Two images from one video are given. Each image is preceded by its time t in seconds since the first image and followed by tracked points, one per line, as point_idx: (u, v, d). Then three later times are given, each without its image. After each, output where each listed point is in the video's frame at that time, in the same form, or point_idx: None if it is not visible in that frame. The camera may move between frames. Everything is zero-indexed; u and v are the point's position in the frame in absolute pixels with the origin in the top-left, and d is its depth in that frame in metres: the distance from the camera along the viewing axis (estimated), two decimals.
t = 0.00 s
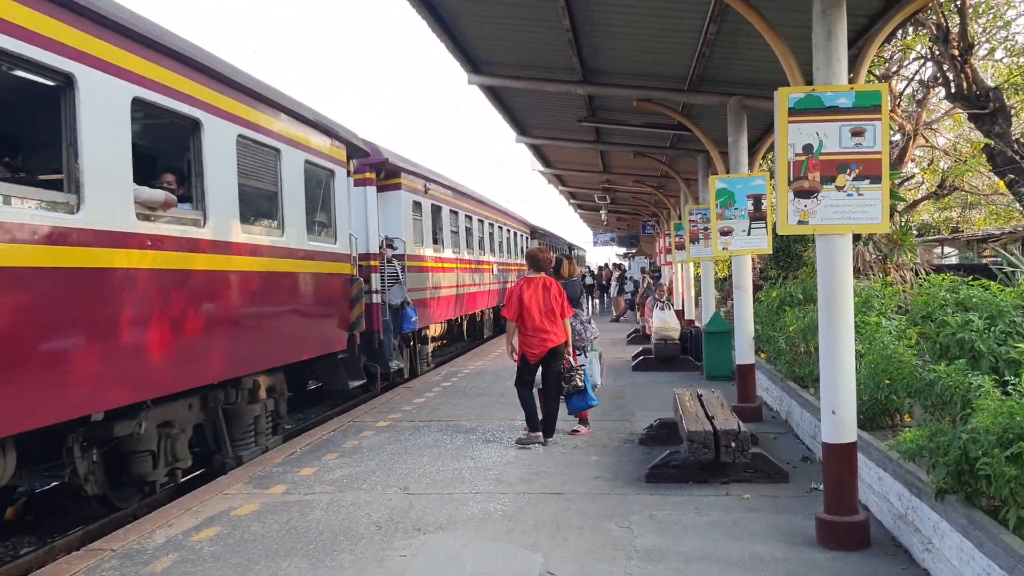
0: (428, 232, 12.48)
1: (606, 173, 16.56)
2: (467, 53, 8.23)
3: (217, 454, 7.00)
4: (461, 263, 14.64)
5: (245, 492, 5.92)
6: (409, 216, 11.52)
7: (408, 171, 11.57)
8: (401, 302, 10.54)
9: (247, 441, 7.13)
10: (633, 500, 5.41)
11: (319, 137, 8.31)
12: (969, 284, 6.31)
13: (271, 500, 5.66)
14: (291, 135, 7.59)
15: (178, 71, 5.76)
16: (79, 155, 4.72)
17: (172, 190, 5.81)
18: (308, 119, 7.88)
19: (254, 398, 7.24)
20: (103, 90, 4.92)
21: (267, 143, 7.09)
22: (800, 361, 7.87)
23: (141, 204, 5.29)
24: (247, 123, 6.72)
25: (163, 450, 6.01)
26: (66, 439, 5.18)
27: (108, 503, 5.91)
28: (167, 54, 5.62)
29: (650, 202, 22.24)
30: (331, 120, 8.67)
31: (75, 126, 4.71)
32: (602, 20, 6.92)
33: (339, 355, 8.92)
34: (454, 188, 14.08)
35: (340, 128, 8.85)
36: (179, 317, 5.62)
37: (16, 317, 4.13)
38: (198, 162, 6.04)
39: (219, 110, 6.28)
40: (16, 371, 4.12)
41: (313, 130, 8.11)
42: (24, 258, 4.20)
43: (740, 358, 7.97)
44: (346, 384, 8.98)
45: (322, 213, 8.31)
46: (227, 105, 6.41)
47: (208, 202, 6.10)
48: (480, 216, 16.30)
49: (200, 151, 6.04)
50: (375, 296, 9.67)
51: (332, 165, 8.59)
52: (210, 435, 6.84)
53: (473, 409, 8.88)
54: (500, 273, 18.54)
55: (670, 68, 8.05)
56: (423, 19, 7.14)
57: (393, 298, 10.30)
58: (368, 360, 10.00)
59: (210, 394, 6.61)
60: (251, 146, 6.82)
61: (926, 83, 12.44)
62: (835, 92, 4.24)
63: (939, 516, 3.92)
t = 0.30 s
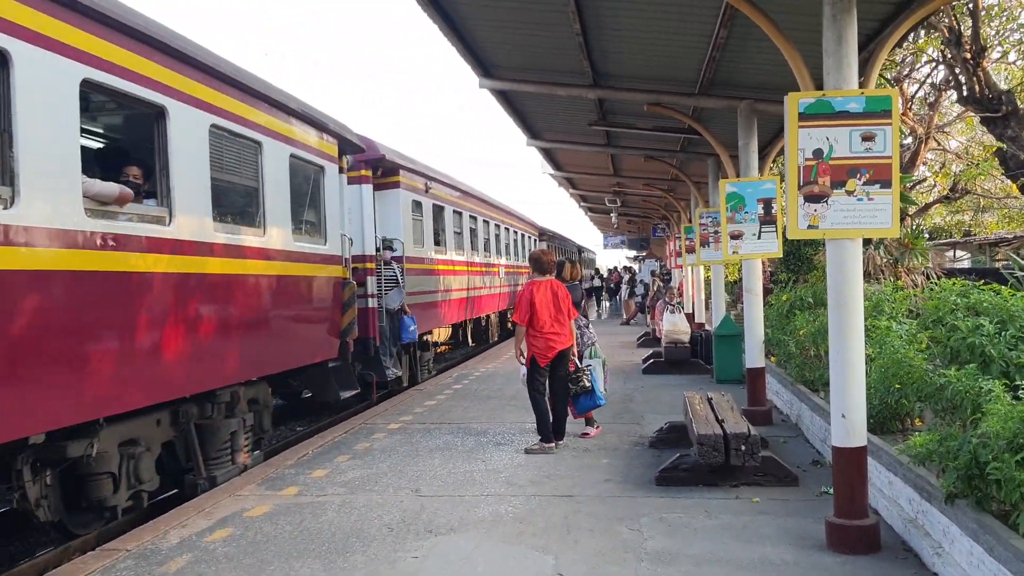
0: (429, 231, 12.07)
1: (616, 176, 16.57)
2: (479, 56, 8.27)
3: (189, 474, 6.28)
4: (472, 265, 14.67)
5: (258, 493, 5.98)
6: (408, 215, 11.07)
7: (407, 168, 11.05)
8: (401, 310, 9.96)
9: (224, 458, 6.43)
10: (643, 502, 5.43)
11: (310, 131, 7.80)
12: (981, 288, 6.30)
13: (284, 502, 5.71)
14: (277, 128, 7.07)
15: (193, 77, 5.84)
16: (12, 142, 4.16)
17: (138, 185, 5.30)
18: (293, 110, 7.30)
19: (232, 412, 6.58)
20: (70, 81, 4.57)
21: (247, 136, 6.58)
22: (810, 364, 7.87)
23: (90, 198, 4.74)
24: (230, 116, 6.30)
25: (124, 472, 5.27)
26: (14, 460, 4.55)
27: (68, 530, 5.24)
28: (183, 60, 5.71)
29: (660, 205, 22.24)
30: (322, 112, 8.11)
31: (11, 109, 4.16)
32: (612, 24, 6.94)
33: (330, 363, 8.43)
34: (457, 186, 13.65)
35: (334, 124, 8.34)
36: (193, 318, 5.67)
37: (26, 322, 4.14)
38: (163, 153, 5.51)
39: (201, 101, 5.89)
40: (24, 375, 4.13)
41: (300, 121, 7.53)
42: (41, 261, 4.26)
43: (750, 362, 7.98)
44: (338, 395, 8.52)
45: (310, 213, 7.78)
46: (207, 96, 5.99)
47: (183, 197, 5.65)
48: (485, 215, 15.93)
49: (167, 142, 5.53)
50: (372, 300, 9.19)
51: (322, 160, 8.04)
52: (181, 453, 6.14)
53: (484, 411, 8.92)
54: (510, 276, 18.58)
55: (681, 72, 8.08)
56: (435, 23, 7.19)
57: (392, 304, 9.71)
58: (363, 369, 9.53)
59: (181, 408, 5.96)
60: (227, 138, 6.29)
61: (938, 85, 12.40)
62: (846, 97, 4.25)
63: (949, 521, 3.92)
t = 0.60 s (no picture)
0: (430, 209, 11.55)
1: (626, 155, 16.57)
2: (490, 36, 8.29)
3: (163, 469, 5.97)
4: (481, 245, 14.71)
5: (275, 468, 6.11)
6: (407, 191, 10.57)
7: (405, 143, 10.52)
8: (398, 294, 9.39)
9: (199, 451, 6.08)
10: (654, 477, 5.54)
11: (296, 99, 7.32)
12: (989, 266, 6.34)
13: (301, 476, 5.84)
14: (258, 94, 6.61)
15: (207, 58, 5.89)
16: None
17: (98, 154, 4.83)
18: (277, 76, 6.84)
19: (209, 402, 6.25)
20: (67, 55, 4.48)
21: (225, 103, 6.12)
22: (819, 342, 7.94)
23: (35, 166, 4.26)
24: (201, 79, 5.80)
25: (88, 467, 4.97)
26: None
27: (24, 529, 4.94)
28: (198, 42, 5.77)
29: (669, 184, 22.22)
30: (308, 79, 7.63)
31: None
32: (623, 3, 6.96)
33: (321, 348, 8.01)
34: (459, 162, 13.14)
35: (322, 92, 7.87)
36: (208, 298, 5.77)
37: (40, 301, 4.18)
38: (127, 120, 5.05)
39: (165, 61, 5.38)
40: (44, 354, 4.21)
41: (284, 87, 7.04)
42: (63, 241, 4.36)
43: (759, 340, 8.05)
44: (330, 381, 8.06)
45: (297, 187, 7.35)
46: (171, 55, 5.45)
47: (144, 167, 5.14)
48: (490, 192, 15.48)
49: (128, 108, 5.05)
50: (367, 280, 9.07)
51: (310, 131, 7.57)
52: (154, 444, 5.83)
53: (495, 389, 9.03)
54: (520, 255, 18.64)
55: (692, 51, 8.09)
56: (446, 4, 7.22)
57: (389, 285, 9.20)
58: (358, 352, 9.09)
59: (153, 397, 5.62)
60: (200, 105, 5.81)
61: (949, 63, 12.36)
62: (856, 76, 4.30)
63: (954, 494, 4.01)
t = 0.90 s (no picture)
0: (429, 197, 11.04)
1: (634, 147, 16.56)
2: (499, 28, 8.30)
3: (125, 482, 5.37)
4: (490, 237, 14.72)
5: (287, 458, 6.17)
6: (403, 179, 9.99)
7: (401, 127, 9.92)
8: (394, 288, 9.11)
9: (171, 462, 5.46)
10: (662, 468, 5.58)
11: (278, 79, 6.84)
12: (998, 258, 6.34)
13: (313, 466, 5.90)
14: (234, 72, 6.12)
15: (217, 52, 5.91)
16: None
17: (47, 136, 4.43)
18: (258, 54, 6.37)
19: (178, 408, 5.66)
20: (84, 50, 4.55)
21: (194, 82, 5.64)
22: (827, 334, 7.96)
23: None
24: (168, 55, 5.33)
25: (38, 484, 4.40)
26: None
27: None
28: (210, 36, 5.80)
29: (677, 175, 22.20)
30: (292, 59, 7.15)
31: None
32: None
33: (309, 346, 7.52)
34: (459, 148, 12.57)
35: (307, 73, 7.38)
36: (221, 290, 5.82)
37: (48, 295, 4.19)
38: (75, 96, 4.54)
39: (125, 34, 4.89)
40: (60, 345, 4.28)
41: (265, 67, 6.57)
42: (77, 236, 4.41)
43: (767, 331, 8.07)
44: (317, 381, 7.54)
45: (280, 174, 6.87)
46: (130, 27, 4.95)
47: (98, 149, 4.64)
48: (493, 180, 15.03)
49: (79, 83, 4.55)
50: (359, 273, 8.53)
51: (293, 113, 7.09)
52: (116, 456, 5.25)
53: (504, 380, 9.08)
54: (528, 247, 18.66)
55: (701, 43, 8.09)
56: None
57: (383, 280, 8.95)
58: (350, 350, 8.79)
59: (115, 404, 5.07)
60: (165, 83, 5.33)
61: (960, 53, 12.30)
62: (865, 69, 4.29)
63: (962, 486, 4.03)
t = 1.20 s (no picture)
0: (422, 196, 10.53)
1: (640, 148, 16.54)
2: (505, 30, 8.30)
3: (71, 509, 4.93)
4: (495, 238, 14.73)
5: (292, 460, 6.18)
6: (394, 176, 9.45)
7: (391, 123, 9.37)
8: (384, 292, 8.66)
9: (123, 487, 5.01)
10: (668, 471, 5.57)
11: (254, 68, 6.36)
12: (1005, 262, 6.32)
13: (318, 468, 5.91)
14: (201, 58, 5.63)
15: (223, 55, 5.92)
16: None
17: None
18: (229, 39, 5.89)
19: (134, 427, 5.19)
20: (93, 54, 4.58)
21: (154, 68, 5.15)
22: (833, 336, 7.94)
23: None
24: (127, 39, 4.88)
25: None
26: None
27: None
28: (217, 40, 5.82)
29: (683, 176, 22.17)
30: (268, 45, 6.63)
31: None
32: None
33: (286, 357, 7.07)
34: (456, 146, 12.06)
35: (287, 61, 6.87)
36: (225, 292, 5.83)
37: (49, 296, 4.18)
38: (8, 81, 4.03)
39: (71, 14, 4.43)
40: (65, 347, 4.29)
41: (236, 53, 6.07)
42: (83, 238, 4.43)
43: (772, 334, 8.04)
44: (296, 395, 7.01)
45: (254, 169, 6.38)
46: (69, 1, 4.42)
47: (34, 142, 4.15)
48: (494, 179, 14.61)
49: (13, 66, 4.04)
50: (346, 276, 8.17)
51: (270, 105, 6.60)
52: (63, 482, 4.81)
53: (509, 382, 9.08)
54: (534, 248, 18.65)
55: (707, 46, 8.09)
56: None
57: (374, 285, 8.36)
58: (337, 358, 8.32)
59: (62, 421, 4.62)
60: (116, 67, 4.82)
61: (967, 55, 12.26)
62: (872, 72, 4.28)
63: (969, 490, 4.01)
